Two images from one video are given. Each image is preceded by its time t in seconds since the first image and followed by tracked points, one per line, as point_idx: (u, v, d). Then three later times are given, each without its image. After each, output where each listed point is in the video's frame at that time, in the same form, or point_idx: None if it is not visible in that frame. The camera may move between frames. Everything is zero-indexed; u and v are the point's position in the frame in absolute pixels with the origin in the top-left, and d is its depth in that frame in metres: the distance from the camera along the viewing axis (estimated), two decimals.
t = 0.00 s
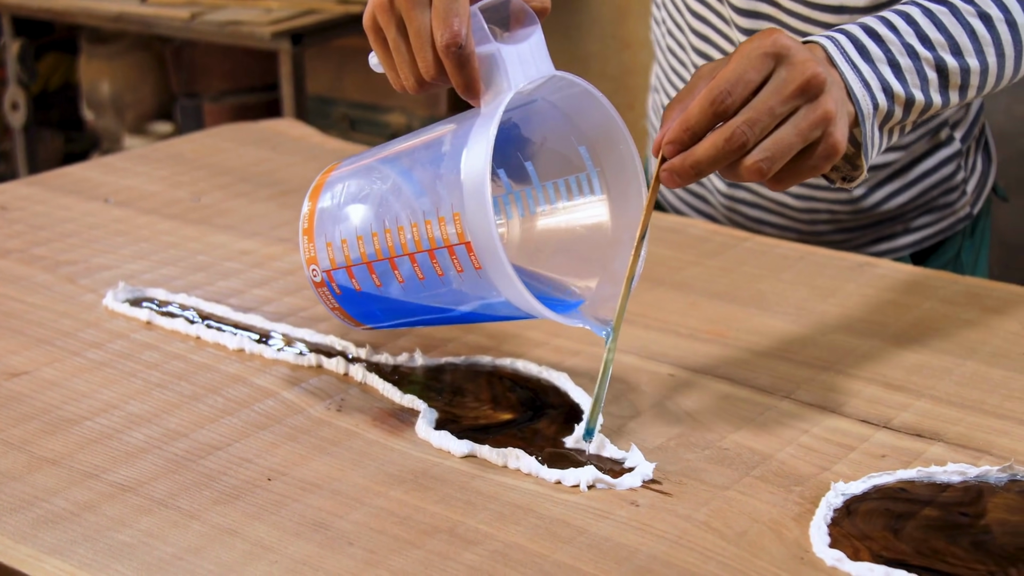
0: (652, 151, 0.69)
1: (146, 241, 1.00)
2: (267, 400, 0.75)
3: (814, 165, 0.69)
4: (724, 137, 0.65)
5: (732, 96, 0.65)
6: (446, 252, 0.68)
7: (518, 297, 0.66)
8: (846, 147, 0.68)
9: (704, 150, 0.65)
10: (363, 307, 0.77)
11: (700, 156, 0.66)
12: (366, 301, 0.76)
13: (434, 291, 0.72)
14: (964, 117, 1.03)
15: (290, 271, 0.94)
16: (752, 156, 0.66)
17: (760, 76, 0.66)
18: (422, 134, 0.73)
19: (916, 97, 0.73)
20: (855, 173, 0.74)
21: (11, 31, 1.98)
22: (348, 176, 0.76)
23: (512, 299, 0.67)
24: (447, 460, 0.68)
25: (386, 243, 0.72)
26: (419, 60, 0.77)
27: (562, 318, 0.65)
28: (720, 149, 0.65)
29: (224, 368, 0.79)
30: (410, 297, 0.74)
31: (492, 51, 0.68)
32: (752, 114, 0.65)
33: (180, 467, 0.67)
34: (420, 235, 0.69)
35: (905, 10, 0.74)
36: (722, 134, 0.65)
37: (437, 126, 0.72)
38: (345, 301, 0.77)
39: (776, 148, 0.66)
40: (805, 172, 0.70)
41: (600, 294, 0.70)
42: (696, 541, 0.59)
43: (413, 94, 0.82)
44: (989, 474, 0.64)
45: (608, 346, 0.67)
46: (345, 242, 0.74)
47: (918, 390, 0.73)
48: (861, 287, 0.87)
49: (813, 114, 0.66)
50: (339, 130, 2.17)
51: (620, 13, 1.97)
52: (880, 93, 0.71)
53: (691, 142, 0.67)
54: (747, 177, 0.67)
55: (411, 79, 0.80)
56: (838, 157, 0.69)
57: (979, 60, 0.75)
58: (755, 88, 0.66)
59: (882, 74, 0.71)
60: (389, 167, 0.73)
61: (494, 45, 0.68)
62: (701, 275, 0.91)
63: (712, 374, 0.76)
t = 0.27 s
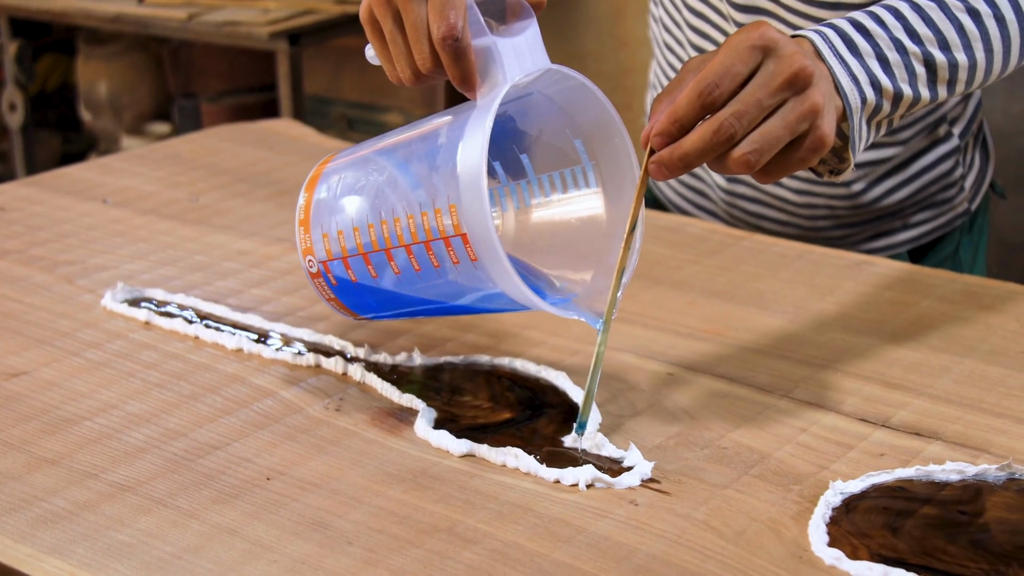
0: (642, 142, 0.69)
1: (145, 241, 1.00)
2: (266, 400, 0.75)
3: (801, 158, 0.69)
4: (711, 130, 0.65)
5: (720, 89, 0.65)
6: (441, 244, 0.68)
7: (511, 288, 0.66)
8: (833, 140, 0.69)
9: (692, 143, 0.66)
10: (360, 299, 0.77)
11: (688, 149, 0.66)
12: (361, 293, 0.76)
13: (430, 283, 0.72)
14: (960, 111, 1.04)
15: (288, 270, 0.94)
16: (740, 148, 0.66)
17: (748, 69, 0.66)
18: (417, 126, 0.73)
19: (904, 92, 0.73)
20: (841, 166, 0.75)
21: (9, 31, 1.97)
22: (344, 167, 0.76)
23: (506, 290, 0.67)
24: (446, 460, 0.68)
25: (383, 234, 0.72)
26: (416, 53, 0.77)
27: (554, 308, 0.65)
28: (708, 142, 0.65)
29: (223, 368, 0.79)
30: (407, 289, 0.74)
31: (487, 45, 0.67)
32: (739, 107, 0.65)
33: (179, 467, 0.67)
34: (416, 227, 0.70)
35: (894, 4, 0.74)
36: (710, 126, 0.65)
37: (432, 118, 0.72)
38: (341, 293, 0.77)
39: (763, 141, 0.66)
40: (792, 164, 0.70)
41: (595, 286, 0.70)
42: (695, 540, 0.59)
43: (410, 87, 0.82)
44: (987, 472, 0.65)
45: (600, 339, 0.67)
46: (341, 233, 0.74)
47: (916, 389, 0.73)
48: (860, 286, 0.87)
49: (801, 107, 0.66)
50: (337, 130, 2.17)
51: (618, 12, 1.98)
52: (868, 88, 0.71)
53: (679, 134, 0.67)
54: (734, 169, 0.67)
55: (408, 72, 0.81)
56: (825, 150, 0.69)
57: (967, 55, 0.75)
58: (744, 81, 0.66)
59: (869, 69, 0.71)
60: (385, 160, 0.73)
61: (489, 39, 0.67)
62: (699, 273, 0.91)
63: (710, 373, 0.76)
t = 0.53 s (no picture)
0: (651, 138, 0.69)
1: (145, 240, 0.99)
2: (267, 398, 0.75)
3: (811, 152, 0.69)
4: (722, 124, 0.65)
5: (729, 83, 0.66)
6: (450, 242, 0.68)
7: (521, 286, 0.66)
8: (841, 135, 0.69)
9: (701, 138, 0.65)
10: (368, 298, 0.77)
11: (697, 144, 0.66)
12: (369, 292, 0.76)
13: (438, 281, 0.72)
14: (962, 110, 1.05)
15: (289, 269, 0.94)
16: (749, 143, 0.66)
17: (757, 63, 0.66)
18: (425, 125, 0.73)
19: (913, 86, 0.73)
20: (851, 162, 0.75)
21: (8, 30, 1.97)
22: (352, 166, 0.76)
23: (516, 289, 0.67)
24: (448, 458, 0.68)
25: (391, 232, 0.72)
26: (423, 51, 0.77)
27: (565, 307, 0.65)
28: (718, 136, 0.65)
29: (224, 366, 0.79)
30: (415, 288, 0.74)
31: (496, 42, 0.67)
32: (748, 102, 0.66)
33: (180, 465, 0.67)
34: (425, 225, 0.70)
35: None
36: (719, 121, 0.65)
37: (441, 117, 0.72)
38: (349, 293, 0.77)
39: (772, 135, 0.66)
40: (801, 159, 0.70)
41: (604, 284, 0.70)
42: (696, 539, 0.59)
43: (418, 84, 0.83)
44: (989, 471, 0.65)
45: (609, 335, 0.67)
46: (349, 232, 0.74)
47: (917, 388, 0.73)
48: (861, 285, 0.87)
49: (810, 101, 0.67)
50: (337, 129, 2.17)
51: (618, 12, 1.98)
52: (877, 82, 0.71)
53: (688, 130, 0.67)
54: (744, 164, 0.67)
55: (416, 69, 0.81)
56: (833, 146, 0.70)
57: (975, 50, 0.76)
58: (752, 76, 0.67)
59: (878, 63, 0.72)
60: (393, 158, 0.73)
61: (497, 36, 0.67)
62: (700, 272, 0.91)
63: (712, 372, 0.76)
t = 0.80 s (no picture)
0: (632, 138, 0.69)
1: (146, 241, 1.00)
2: (268, 400, 0.75)
3: (790, 155, 0.69)
4: (700, 127, 0.66)
5: (708, 85, 0.66)
6: (434, 238, 0.68)
7: (502, 283, 0.66)
8: (822, 136, 0.69)
9: (680, 139, 0.66)
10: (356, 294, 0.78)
11: (677, 146, 0.66)
12: (357, 287, 0.77)
13: (423, 278, 0.72)
14: (963, 110, 1.05)
15: (290, 271, 0.94)
16: (727, 145, 0.67)
17: (736, 65, 0.66)
18: (414, 122, 0.73)
19: (897, 88, 0.73)
20: (836, 163, 0.76)
21: (9, 31, 1.97)
22: (342, 162, 0.76)
23: (497, 285, 0.67)
24: (449, 460, 0.68)
25: (377, 229, 0.72)
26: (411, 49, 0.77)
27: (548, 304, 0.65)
28: (696, 138, 0.66)
29: (225, 368, 0.79)
30: (402, 285, 0.74)
31: (481, 41, 0.67)
32: (727, 104, 0.66)
33: (182, 467, 0.67)
34: (410, 222, 0.70)
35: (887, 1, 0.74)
36: (698, 124, 0.66)
37: (429, 114, 0.72)
38: (337, 287, 0.78)
39: (750, 138, 0.67)
40: (781, 160, 0.70)
41: (588, 281, 0.71)
42: (698, 541, 0.59)
43: (405, 81, 0.83)
44: (990, 473, 0.65)
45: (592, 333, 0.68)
46: (337, 227, 0.74)
47: (918, 390, 0.73)
48: (862, 287, 0.87)
49: (789, 103, 0.67)
50: (337, 130, 2.17)
51: (618, 12, 1.98)
52: (860, 84, 0.71)
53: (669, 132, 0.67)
54: (722, 165, 0.68)
55: (403, 67, 0.81)
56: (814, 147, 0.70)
57: (961, 52, 0.75)
58: (732, 78, 0.67)
59: (861, 66, 0.72)
60: (381, 155, 0.73)
61: (483, 35, 0.67)
62: (701, 274, 0.91)
63: (712, 374, 0.76)
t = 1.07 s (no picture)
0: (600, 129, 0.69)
1: (148, 245, 0.99)
2: (272, 404, 0.75)
3: (755, 147, 0.69)
4: (665, 120, 0.66)
5: (673, 79, 0.66)
6: (402, 230, 0.70)
7: (467, 275, 0.68)
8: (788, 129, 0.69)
9: (646, 132, 0.66)
10: (330, 282, 0.79)
11: (642, 139, 0.66)
12: (331, 275, 0.78)
13: (394, 267, 0.74)
14: (962, 108, 1.06)
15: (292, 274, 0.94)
16: (692, 138, 0.67)
17: (701, 59, 0.66)
18: (386, 114, 0.74)
19: (870, 83, 0.72)
20: (810, 158, 0.76)
21: (9, 36, 1.97)
22: (315, 153, 0.77)
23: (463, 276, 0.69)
24: (453, 463, 0.68)
25: (348, 218, 0.74)
26: (382, 41, 0.79)
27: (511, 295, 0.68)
28: (662, 131, 0.66)
29: (228, 372, 0.79)
30: (374, 272, 0.76)
31: (452, 36, 0.69)
32: (692, 97, 0.66)
33: (186, 471, 0.67)
34: (379, 213, 0.72)
35: None
36: (663, 116, 0.66)
37: (403, 106, 0.74)
38: (311, 274, 0.79)
39: (715, 131, 0.67)
40: (745, 154, 0.70)
41: (556, 273, 0.72)
42: (703, 543, 0.59)
43: (378, 74, 0.84)
44: (995, 473, 0.65)
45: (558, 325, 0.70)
46: (310, 216, 0.76)
47: (922, 390, 0.73)
48: (864, 288, 0.87)
49: (754, 97, 0.67)
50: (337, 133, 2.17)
51: (618, 14, 1.98)
52: (832, 78, 0.71)
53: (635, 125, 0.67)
54: (687, 159, 0.67)
55: (375, 59, 0.82)
56: (780, 141, 0.70)
57: (936, 48, 0.74)
58: (697, 71, 0.67)
59: (834, 59, 0.71)
60: (356, 144, 0.75)
61: (454, 30, 0.69)
62: (703, 275, 0.91)
63: (716, 375, 0.76)
